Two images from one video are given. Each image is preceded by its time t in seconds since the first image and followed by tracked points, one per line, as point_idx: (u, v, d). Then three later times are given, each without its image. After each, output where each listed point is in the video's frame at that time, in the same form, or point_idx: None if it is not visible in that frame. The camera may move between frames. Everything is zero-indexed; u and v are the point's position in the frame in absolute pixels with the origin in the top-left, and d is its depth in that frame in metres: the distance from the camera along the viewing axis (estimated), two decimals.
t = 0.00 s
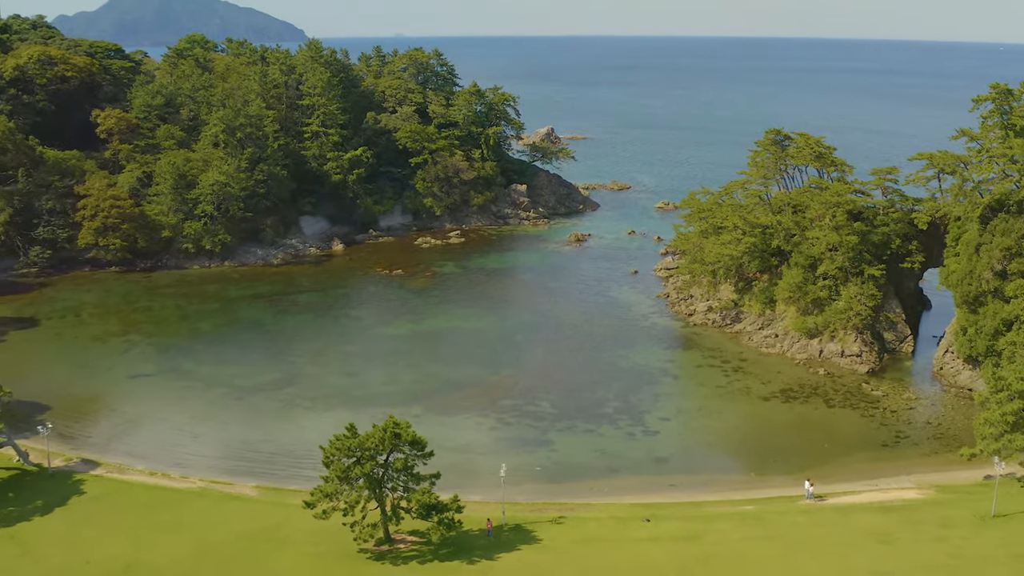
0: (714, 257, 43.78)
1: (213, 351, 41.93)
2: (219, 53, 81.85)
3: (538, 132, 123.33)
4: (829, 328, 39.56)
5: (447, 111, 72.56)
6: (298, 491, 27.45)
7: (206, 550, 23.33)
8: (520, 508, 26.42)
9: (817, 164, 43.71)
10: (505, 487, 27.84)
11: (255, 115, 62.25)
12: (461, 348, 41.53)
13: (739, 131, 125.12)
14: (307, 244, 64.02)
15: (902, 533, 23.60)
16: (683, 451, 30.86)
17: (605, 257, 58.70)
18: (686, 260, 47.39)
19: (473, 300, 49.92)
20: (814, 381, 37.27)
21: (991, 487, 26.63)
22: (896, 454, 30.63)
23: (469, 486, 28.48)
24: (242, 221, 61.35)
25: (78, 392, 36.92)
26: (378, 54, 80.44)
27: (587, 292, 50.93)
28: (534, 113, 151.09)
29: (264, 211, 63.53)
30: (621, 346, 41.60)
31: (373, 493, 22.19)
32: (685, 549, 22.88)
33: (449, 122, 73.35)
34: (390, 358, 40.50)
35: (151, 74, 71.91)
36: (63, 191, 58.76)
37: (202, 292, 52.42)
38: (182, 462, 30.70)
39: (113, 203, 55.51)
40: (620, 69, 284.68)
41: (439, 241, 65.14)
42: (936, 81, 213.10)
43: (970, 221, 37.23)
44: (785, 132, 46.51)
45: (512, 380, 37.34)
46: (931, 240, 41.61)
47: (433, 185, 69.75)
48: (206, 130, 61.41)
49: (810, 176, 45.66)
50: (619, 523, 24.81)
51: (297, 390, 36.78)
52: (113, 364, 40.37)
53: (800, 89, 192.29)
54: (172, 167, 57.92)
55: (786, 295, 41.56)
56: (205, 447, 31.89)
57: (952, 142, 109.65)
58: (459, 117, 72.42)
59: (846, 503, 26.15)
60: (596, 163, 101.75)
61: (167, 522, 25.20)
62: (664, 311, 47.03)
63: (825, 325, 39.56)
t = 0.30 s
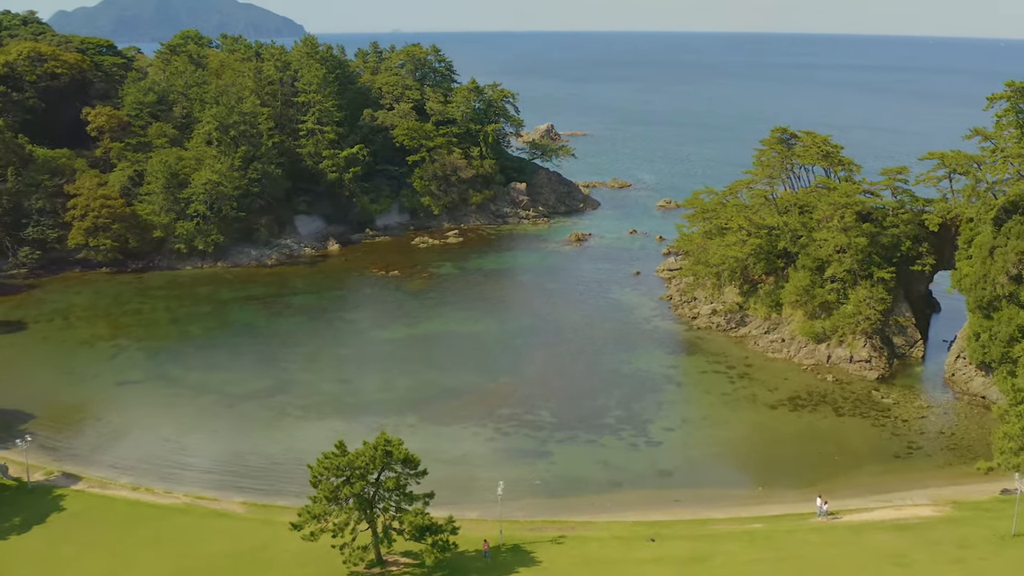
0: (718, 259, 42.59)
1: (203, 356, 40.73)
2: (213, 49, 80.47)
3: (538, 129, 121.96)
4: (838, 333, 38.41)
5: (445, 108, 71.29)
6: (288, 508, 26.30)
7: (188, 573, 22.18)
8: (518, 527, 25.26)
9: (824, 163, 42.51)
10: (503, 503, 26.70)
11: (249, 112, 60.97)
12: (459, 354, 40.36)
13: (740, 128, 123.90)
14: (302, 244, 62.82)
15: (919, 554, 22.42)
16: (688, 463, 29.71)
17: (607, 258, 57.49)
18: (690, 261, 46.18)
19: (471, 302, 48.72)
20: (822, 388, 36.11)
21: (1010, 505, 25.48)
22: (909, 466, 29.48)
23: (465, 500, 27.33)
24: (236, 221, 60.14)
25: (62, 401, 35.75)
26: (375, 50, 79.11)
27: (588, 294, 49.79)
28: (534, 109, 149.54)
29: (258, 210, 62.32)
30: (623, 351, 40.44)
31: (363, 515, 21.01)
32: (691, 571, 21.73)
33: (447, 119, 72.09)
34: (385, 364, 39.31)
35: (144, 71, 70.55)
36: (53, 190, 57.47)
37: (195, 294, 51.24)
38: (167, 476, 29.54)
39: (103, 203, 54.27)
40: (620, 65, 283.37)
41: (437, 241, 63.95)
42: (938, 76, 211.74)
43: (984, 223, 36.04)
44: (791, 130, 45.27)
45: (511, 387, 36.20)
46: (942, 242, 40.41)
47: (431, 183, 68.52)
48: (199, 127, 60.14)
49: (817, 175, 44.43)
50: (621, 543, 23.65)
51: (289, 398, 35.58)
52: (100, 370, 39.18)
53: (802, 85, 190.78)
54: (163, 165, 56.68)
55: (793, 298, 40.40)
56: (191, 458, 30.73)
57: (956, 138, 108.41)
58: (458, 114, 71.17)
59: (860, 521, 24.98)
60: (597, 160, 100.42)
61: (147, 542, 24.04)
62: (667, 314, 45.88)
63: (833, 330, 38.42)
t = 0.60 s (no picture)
0: (723, 261, 41.44)
1: (193, 362, 39.59)
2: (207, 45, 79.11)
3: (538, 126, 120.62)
4: (846, 338, 37.29)
5: (443, 105, 70.08)
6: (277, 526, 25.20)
7: None
8: (517, 547, 24.11)
9: (832, 163, 41.31)
10: (501, 520, 25.61)
11: (243, 110, 59.73)
12: (456, 359, 39.23)
13: (742, 124, 122.67)
14: (297, 244, 61.68)
15: None
16: (693, 476, 28.60)
17: (608, 259, 56.36)
18: (693, 264, 45.02)
19: (469, 305, 47.58)
20: (830, 396, 34.99)
21: None
22: (922, 480, 28.35)
23: (462, 516, 26.25)
24: (230, 221, 58.95)
25: (47, 409, 34.60)
26: (372, 47, 77.81)
27: (589, 296, 48.67)
28: (533, 105, 148.12)
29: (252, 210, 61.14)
30: (625, 357, 39.31)
31: (352, 539, 19.81)
32: None
33: (445, 116, 70.88)
34: (380, 370, 38.20)
35: (136, 68, 69.22)
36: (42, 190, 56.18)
37: (187, 297, 50.09)
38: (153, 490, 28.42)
39: (93, 203, 53.03)
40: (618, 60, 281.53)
41: (434, 241, 62.81)
42: (940, 73, 210.30)
43: (998, 225, 34.90)
44: (798, 129, 44.06)
45: (510, 395, 35.07)
46: (953, 245, 39.26)
47: (428, 182, 67.36)
48: (192, 126, 58.90)
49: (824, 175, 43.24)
50: (624, 565, 22.56)
51: (281, 407, 34.46)
52: (87, 377, 38.05)
53: (803, 80, 189.39)
54: (155, 164, 55.43)
55: (800, 303, 39.25)
56: (178, 470, 29.62)
57: (961, 135, 107.31)
58: (456, 111, 69.97)
59: (875, 540, 23.87)
60: (597, 158, 99.18)
61: (128, 564, 22.92)
62: (670, 317, 44.76)
63: (842, 335, 37.31)
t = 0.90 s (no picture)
0: (728, 264, 40.26)
1: (182, 369, 38.42)
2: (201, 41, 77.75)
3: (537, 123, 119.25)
4: (855, 344, 36.15)
5: (440, 103, 68.84)
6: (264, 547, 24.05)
7: None
8: (516, 569, 22.97)
9: (840, 162, 40.11)
10: (499, 540, 24.49)
11: (236, 108, 58.48)
12: (453, 366, 38.08)
13: (743, 121, 121.39)
14: (292, 244, 60.51)
15: None
16: (699, 492, 27.45)
17: (610, 260, 55.19)
18: (697, 266, 43.85)
19: (466, 309, 46.40)
20: (839, 405, 33.85)
21: None
22: (937, 495, 27.21)
23: (459, 535, 25.12)
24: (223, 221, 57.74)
25: (30, 419, 33.40)
26: (369, 43, 76.50)
27: (590, 299, 47.48)
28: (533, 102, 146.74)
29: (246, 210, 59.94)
30: (627, 363, 38.14)
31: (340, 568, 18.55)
32: None
33: (443, 114, 69.66)
34: (375, 378, 37.05)
35: (129, 65, 67.90)
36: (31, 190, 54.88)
37: (178, 300, 48.91)
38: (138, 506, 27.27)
39: (83, 203, 51.81)
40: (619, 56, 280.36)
41: (431, 241, 61.64)
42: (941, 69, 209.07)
43: (1013, 229, 33.74)
44: (804, 128, 42.86)
45: (508, 404, 33.91)
46: (964, 247, 38.09)
47: (426, 180, 66.22)
48: (184, 123, 57.66)
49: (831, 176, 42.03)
50: None
51: (271, 417, 33.30)
52: (73, 384, 36.87)
53: (805, 76, 187.96)
54: (146, 163, 54.18)
55: (807, 307, 38.08)
56: (164, 485, 28.49)
57: (965, 132, 106.13)
58: (454, 109, 68.75)
59: (891, 562, 22.72)
60: (598, 155, 97.88)
61: None
62: (673, 321, 43.62)
63: (850, 341, 36.17)
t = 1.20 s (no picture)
0: (734, 267, 39.10)
1: (172, 376, 37.31)
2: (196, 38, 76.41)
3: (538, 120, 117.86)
4: (865, 351, 35.01)
5: (438, 100, 67.59)
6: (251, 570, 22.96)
7: None
8: None
9: (849, 163, 38.91)
10: (497, 562, 23.39)
11: (230, 106, 57.23)
12: (450, 373, 36.93)
13: (745, 118, 120.05)
14: (287, 244, 59.32)
15: None
16: (705, 508, 26.33)
17: (611, 262, 54.02)
18: (701, 269, 42.67)
19: (464, 313, 45.23)
20: (850, 415, 32.71)
21: None
22: (953, 512, 26.10)
23: (455, 556, 24.03)
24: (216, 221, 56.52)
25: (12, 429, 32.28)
26: (366, 39, 75.20)
27: (591, 302, 46.30)
28: (534, 98, 145.34)
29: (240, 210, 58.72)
30: (630, 370, 37.00)
31: None
32: None
33: (441, 111, 68.42)
34: (369, 386, 35.93)
35: (121, 62, 66.58)
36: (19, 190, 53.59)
37: (169, 303, 47.76)
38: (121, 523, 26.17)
39: (73, 203, 50.59)
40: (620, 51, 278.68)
41: (429, 241, 60.47)
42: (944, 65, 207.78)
43: None
44: (812, 127, 41.61)
45: (507, 414, 32.80)
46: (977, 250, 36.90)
47: (423, 180, 65.05)
48: (176, 121, 56.41)
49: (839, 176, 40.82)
50: None
51: (262, 428, 32.19)
52: (59, 393, 35.74)
53: (807, 72, 186.34)
54: (137, 162, 52.94)
55: (815, 312, 36.90)
56: (149, 500, 27.40)
57: (970, 129, 104.85)
58: (452, 106, 67.52)
59: None
60: (599, 153, 96.58)
61: None
62: (677, 325, 42.46)
63: (860, 347, 35.03)
